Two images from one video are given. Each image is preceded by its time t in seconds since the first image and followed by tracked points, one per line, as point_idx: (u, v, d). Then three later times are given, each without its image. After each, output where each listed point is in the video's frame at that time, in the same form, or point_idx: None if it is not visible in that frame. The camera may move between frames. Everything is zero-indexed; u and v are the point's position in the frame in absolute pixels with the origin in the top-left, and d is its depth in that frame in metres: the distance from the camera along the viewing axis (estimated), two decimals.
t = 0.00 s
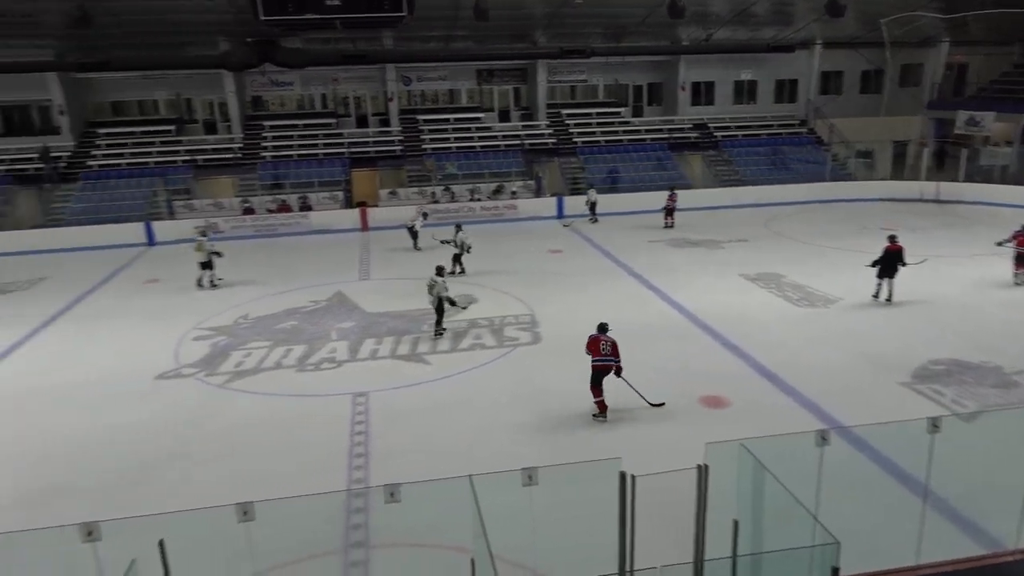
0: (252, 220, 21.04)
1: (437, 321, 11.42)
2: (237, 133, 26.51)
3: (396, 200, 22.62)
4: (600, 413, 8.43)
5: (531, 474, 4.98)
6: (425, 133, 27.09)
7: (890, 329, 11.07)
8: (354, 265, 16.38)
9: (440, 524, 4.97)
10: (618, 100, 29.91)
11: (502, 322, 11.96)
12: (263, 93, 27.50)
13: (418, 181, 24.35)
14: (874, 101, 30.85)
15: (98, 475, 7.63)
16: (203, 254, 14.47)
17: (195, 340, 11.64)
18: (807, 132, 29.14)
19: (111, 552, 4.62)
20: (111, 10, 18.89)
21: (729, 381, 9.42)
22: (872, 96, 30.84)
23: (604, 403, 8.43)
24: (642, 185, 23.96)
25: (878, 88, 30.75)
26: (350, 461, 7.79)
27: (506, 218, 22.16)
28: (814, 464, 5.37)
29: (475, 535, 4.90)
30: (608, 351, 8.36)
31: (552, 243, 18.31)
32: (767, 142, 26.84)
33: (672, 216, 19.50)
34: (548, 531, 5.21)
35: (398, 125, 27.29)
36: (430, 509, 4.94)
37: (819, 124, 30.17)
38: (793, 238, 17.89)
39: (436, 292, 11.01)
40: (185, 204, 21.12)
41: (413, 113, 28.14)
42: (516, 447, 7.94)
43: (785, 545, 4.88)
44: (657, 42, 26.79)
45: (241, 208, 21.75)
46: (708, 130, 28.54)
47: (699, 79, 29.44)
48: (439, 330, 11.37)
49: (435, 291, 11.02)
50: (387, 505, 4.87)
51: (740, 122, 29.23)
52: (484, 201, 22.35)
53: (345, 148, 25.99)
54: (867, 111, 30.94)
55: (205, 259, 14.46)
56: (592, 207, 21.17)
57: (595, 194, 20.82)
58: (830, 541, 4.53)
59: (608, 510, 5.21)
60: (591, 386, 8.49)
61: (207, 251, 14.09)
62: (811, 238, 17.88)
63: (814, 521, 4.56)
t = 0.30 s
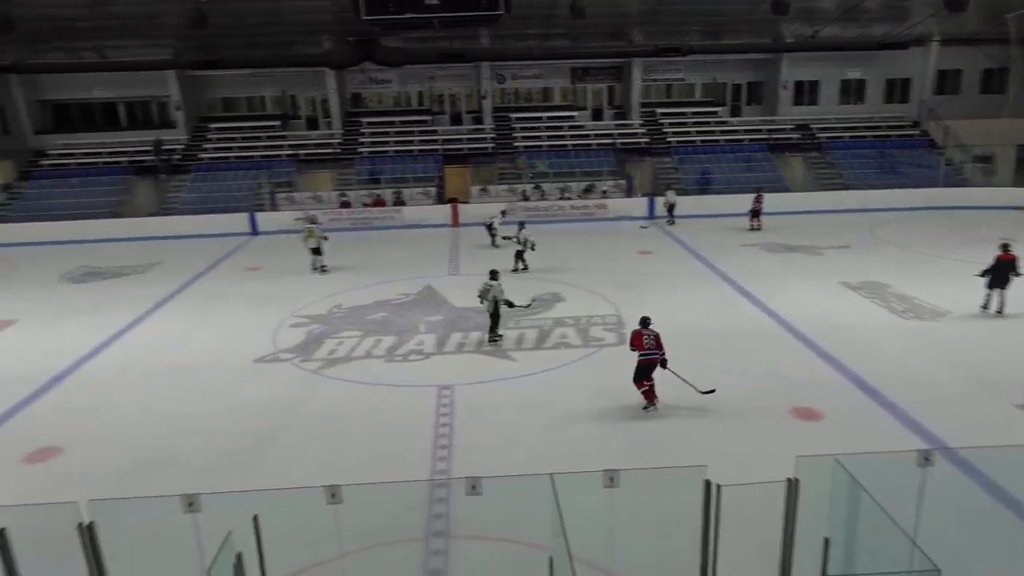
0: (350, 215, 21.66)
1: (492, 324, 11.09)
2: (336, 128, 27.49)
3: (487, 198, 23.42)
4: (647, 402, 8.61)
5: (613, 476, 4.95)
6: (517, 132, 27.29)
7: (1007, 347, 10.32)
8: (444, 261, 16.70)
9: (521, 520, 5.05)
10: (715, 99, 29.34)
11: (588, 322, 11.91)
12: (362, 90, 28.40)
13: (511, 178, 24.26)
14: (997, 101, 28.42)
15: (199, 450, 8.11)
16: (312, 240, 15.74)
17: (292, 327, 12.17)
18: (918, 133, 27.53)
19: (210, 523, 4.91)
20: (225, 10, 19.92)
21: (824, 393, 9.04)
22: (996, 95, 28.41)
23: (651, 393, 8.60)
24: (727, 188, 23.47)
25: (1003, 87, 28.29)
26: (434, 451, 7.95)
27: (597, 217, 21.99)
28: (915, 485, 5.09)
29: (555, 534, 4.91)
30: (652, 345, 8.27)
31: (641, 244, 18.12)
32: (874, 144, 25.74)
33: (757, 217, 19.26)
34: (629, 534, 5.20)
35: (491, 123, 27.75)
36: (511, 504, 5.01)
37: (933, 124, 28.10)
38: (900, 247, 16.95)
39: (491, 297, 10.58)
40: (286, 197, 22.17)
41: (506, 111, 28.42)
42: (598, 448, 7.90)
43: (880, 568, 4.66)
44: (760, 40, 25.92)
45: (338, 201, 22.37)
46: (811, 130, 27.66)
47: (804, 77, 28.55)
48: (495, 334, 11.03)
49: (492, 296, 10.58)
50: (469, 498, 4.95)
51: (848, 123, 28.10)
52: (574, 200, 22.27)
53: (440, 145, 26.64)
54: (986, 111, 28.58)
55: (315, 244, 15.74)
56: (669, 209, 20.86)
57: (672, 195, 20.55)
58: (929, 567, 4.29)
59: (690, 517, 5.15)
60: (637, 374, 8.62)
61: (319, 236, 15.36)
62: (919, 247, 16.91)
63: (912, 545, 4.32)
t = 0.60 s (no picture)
0: (429, 209, 22.03)
1: (533, 332, 10.90)
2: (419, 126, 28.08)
3: (566, 196, 23.00)
4: (668, 395, 8.88)
5: (685, 482, 4.83)
6: (598, 131, 27.19)
7: None
8: (520, 258, 16.80)
9: (587, 520, 5.03)
10: (805, 99, 28.40)
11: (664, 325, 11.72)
12: (446, 88, 28.93)
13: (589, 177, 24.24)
14: None
15: (279, 434, 8.42)
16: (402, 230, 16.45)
17: (371, 319, 12.48)
18: None
19: (287, 505, 5.06)
20: (317, 10, 20.57)
21: (913, 408, 8.59)
22: None
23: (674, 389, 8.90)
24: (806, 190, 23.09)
25: None
26: (504, 447, 7.98)
27: (674, 218, 21.62)
28: (1011, 511, 4.79)
29: (623, 537, 4.85)
30: (687, 348, 8.49)
31: (722, 246, 17.73)
32: (977, 148, 24.29)
33: (836, 222, 18.67)
34: (697, 540, 5.12)
35: (572, 122, 27.76)
36: (578, 504, 4.98)
37: None
38: (1005, 257, 15.91)
39: (530, 301, 10.48)
40: (369, 192, 22.50)
41: (587, 110, 28.34)
42: (670, 452, 7.76)
43: None
44: (856, 36, 24.87)
45: (418, 197, 22.49)
46: (910, 133, 26.21)
47: (902, 76, 27.17)
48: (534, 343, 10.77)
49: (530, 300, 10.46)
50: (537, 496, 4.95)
51: (949, 124, 26.58)
52: (654, 199, 22.04)
53: (520, 143, 26.73)
54: None
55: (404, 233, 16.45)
56: (738, 212, 20.35)
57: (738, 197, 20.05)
58: None
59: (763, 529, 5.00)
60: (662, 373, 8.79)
61: (410, 226, 16.01)
62: None
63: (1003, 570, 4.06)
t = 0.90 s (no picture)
0: (479, 207, 22.39)
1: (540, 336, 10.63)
2: (471, 125, 28.27)
3: (616, 196, 22.89)
4: (669, 396, 8.83)
5: (732, 489, 4.78)
6: (651, 130, 26.99)
7: None
8: (569, 257, 16.77)
9: (632, 523, 4.96)
10: (867, 98, 27.60)
11: (714, 328, 11.54)
12: (498, 87, 29.06)
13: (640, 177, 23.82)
14: None
15: (328, 427, 8.57)
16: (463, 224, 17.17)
17: (420, 316, 12.60)
18: None
19: (333, 496, 5.15)
20: (373, 10, 20.89)
21: (975, 420, 8.24)
22: None
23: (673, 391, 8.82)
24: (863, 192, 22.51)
25: None
26: (549, 447, 7.95)
27: (729, 219, 21.46)
28: None
29: (667, 542, 4.79)
30: (684, 349, 8.44)
31: (777, 249, 17.35)
32: None
33: (885, 224, 18.42)
34: (745, 549, 5.00)
35: (624, 121, 27.58)
36: (622, 506, 4.93)
37: None
38: None
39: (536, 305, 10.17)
40: (419, 191, 22.80)
41: (639, 109, 28.15)
42: (717, 457, 7.62)
43: None
44: (922, 34, 24.05)
45: (468, 194, 22.72)
46: (977, 133, 25.19)
47: (970, 75, 26.15)
48: (541, 348, 10.55)
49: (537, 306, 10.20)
50: (580, 496, 4.95)
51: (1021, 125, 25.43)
52: (706, 199, 21.79)
53: (571, 143, 26.58)
54: None
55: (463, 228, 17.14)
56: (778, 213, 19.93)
57: (778, 198, 19.49)
58: None
59: (815, 540, 4.84)
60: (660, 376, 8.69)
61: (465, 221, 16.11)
62: None
63: None
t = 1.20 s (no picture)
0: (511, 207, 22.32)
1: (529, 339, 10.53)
2: (503, 124, 28.35)
3: (647, 196, 23.09)
4: (651, 396, 8.81)
5: (762, 493, 4.70)
6: (684, 130, 26.83)
7: None
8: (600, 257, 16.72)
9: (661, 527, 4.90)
10: (907, 98, 27.04)
11: (746, 330, 11.40)
12: (530, 86, 29.08)
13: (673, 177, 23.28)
14: None
15: (356, 422, 8.65)
16: (504, 219, 17.71)
17: (448, 314, 12.64)
18: None
19: (361, 492, 5.19)
20: (407, 9, 21.03)
21: (1015, 430, 8.00)
22: None
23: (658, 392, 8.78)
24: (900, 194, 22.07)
25: None
26: (575, 448, 7.91)
27: (762, 220, 20.98)
28: None
29: (694, 545, 4.74)
30: (664, 345, 8.44)
31: (811, 251, 17.10)
32: None
33: (912, 226, 18.42)
34: (776, 555, 4.91)
35: (657, 120, 27.40)
36: (651, 508, 4.88)
37: None
38: None
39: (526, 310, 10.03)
40: (452, 189, 23.26)
41: (673, 109, 27.96)
42: (746, 461, 7.53)
43: None
44: (966, 32, 23.46)
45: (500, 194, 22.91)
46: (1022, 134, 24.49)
47: (1016, 75, 25.42)
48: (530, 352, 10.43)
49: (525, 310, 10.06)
50: (607, 496, 4.92)
51: None
52: (740, 201, 21.42)
53: (602, 143, 26.43)
54: None
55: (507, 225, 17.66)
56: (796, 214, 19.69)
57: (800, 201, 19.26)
58: None
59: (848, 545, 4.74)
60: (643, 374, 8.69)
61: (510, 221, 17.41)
62: None
63: None
